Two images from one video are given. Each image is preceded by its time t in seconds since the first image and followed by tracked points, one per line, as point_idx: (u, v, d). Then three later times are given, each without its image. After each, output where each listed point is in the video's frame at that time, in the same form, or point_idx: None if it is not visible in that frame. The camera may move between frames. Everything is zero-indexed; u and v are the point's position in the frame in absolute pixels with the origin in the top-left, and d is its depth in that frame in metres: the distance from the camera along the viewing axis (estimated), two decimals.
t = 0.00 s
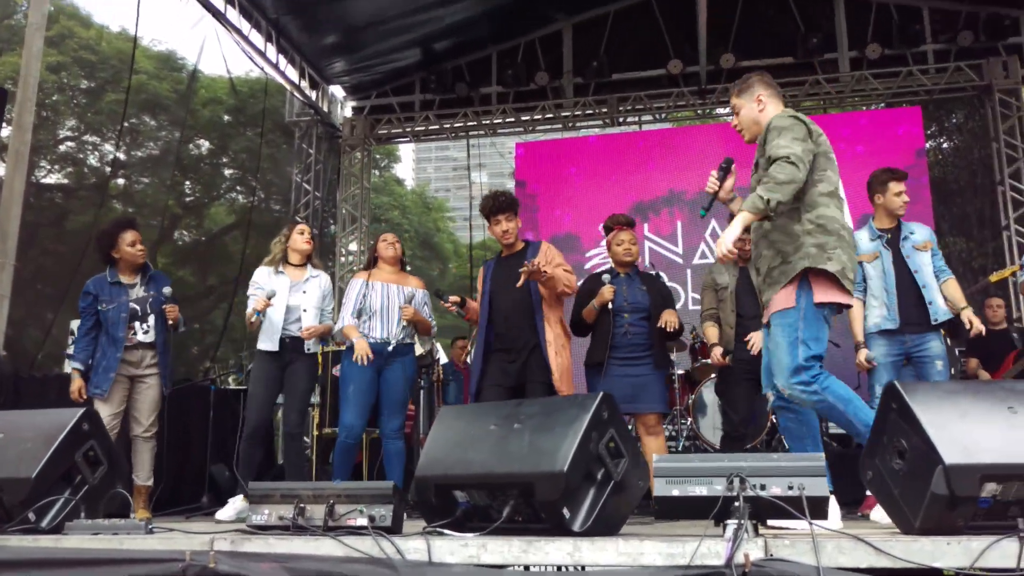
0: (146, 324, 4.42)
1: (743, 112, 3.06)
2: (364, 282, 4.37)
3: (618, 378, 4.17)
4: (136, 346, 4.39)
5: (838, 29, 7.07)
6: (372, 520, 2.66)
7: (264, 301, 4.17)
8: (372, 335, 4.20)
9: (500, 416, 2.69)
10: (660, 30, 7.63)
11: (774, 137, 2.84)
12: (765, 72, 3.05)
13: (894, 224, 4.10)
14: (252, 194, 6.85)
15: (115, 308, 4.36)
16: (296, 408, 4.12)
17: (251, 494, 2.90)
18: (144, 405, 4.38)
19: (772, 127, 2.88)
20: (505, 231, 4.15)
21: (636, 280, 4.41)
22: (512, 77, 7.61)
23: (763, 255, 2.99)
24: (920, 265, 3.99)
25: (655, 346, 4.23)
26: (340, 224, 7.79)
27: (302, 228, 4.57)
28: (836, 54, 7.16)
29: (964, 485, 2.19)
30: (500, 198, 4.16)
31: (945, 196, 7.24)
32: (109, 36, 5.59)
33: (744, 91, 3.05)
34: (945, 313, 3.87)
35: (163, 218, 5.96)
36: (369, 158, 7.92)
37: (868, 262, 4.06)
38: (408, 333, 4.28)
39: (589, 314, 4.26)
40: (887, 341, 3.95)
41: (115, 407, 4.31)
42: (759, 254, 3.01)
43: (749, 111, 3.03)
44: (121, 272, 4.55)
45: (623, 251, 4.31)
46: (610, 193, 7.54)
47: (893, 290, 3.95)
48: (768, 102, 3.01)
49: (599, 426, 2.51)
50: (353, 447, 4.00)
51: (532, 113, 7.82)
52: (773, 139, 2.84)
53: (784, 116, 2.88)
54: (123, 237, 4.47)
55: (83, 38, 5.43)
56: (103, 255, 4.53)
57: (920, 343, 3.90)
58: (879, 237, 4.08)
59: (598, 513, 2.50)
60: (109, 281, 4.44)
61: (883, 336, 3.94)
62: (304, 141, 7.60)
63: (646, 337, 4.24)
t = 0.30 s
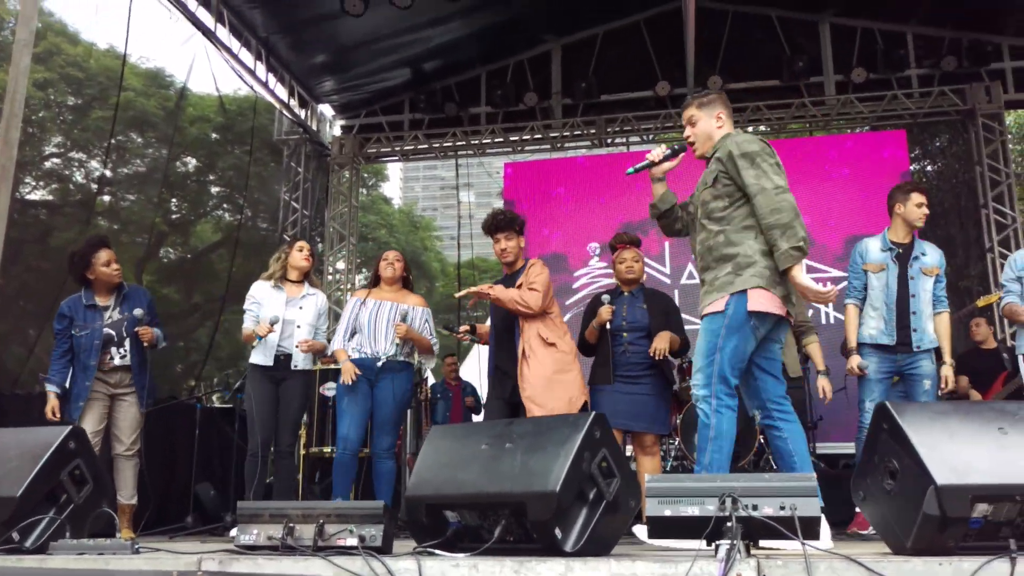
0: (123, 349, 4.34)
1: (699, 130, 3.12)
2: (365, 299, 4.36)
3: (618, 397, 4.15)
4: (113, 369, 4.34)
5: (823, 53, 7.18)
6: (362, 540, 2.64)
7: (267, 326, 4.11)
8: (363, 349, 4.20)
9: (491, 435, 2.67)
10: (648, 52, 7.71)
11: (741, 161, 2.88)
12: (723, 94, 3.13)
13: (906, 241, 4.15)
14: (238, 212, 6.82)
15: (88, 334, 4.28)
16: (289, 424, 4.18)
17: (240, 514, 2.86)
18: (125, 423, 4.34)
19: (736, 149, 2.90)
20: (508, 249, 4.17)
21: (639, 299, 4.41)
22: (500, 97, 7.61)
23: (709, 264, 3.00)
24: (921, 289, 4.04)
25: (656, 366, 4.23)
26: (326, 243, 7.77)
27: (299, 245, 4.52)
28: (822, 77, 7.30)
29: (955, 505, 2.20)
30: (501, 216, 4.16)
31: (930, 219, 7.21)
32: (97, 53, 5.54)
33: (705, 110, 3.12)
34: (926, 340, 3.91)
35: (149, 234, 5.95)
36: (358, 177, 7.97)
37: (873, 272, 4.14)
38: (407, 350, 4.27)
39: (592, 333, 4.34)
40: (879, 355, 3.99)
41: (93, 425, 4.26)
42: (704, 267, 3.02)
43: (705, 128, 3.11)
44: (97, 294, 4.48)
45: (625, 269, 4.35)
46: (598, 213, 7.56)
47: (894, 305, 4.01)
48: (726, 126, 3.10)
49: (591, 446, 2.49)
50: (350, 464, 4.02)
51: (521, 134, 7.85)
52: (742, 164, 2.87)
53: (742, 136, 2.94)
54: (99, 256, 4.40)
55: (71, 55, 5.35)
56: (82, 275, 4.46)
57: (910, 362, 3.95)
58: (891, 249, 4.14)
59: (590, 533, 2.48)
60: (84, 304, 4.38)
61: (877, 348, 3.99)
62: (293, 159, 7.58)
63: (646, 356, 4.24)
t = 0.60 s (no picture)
0: (103, 357, 4.27)
1: (649, 143, 3.10)
2: (359, 312, 4.33)
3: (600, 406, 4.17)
4: (95, 376, 4.28)
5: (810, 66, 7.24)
6: (347, 550, 2.61)
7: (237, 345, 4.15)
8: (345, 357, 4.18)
9: (479, 444, 2.65)
10: (635, 63, 7.73)
11: (699, 185, 2.95)
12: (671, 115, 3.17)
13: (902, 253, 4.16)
14: (224, 220, 6.77)
15: (69, 341, 4.21)
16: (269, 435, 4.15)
17: (222, 524, 2.82)
18: (108, 432, 4.26)
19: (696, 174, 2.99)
20: (497, 255, 4.13)
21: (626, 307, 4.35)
22: (488, 107, 7.62)
23: (643, 276, 3.00)
24: (914, 300, 4.05)
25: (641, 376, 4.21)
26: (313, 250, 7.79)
27: (278, 256, 4.51)
28: (808, 89, 7.32)
29: (944, 515, 2.19)
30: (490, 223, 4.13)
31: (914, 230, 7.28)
32: (83, 60, 5.49)
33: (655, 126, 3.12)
34: (922, 350, 3.94)
35: (134, 242, 5.89)
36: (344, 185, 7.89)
37: (866, 280, 4.15)
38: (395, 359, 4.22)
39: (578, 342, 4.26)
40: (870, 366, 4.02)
41: (75, 432, 4.20)
42: (636, 276, 3.02)
43: (656, 143, 3.11)
44: (80, 300, 4.42)
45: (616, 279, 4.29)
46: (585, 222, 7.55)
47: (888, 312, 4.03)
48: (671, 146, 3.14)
49: (579, 455, 2.48)
50: (330, 472, 3.99)
51: (509, 143, 7.83)
52: (704, 189, 2.93)
53: (700, 163, 3.04)
54: (82, 262, 4.33)
55: (56, 61, 5.31)
56: (66, 281, 4.40)
57: (902, 373, 3.98)
58: (885, 258, 4.15)
59: (578, 543, 2.46)
60: (65, 311, 4.32)
61: (866, 357, 4.03)
62: (280, 167, 7.56)
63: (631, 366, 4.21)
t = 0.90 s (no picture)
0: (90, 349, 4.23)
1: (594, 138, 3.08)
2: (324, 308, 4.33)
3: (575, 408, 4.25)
4: (77, 371, 4.22)
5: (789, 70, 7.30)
6: (322, 550, 2.58)
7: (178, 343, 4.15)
8: (311, 359, 4.16)
9: (457, 444, 2.62)
10: (616, 63, 7.73)
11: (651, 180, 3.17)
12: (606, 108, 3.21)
13: (883, 253, 4.18)
14: (201, 217, 6.70)
15: (65, 326, 4.23)
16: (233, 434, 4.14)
17: (194, 523, 2.78)
18: (85, 433, 4.20)
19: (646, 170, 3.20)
20: (465, 253, 4.15)
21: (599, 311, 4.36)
22: (468, 106, 7.66)
23: (600, 266, 3.09)
24: (891, 301, 4.07)
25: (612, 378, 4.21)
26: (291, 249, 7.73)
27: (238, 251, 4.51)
28: (787, 92, 7.37)
29: (920, 515, 2.20)
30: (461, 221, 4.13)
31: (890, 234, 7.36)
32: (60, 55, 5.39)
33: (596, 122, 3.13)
34: (897, 354, 3.95)
35: (108, 238, 5.81)
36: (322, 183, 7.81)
37: (844, 282, 4.19)
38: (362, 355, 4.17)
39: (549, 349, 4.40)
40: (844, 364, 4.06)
41: (48, 433, 4.11)
42: (593, 265, 3.11)
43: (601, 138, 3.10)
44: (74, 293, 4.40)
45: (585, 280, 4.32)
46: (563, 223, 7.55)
47: (862, 314, 4.07)
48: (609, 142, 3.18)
49: (557, 454, 2.46)
50: (299, 477, 3.98)
51: (489, 142, 7.81)
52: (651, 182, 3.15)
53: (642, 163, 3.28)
54: (79, 257, 4.30)
55: (30, 55, 5.23)
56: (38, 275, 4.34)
57: (877, 374, 4.00)
58: (863, 259, 4.19)
59: (555, 542, 2.45)
60: (61, 299, 4.32)
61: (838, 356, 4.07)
62: (257, 164, 7.49)
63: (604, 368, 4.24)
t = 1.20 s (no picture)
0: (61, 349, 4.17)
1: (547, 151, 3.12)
2: (269, 307, 4.28)
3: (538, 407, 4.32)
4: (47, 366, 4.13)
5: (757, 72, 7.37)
6: (283, 547, 2.54)
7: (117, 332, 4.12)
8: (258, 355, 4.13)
9: (422, 440, 2.60)
10: (585, 61, 7.75)
11: (606, 203, 3.19)
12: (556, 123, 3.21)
13: (844, 254, 4.25)
14: (165, 211, 6.59)
15: (39, 321, 4.15)
16: (171, 428, 4.04)
17: (153, 520, 2.73)
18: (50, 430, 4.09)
19: (601, 192, 3.22)
20: (412, 249, 4.11)
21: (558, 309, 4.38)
22: (438, 102, 7.60)
23: (562, 281, 3.07)
24: (851, 301, 4.13)
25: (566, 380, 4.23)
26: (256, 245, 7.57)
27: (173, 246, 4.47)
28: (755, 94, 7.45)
29: (881, 512, 2.22)
30: (410, 218, 4.13)
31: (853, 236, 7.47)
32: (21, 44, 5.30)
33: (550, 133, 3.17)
34: (859, 354, 4.00)
35: (71, 231, 5.69)
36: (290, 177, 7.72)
37: (805, 284, 4.25)
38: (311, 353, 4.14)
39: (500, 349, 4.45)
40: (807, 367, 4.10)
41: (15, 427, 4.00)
42: (554, 280, 3.08)
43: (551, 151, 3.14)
44: (48, 290, 4.29)
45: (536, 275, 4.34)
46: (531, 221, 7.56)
47: (823, 314, 4.14)
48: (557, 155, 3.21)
49: (523, 451, 2.45)
50: (262, 476, 3.97)
51: (458, 138, 7.83)
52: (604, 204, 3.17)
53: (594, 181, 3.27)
54: (55, 255, 4.22)
55: None
56: None
57: (839, 374, 4.05)
58: (823, 262, 4.25)
59: (519, 539, 2.44)
60: (34, 295, 4.23)
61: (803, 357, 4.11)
62: (224, 157, 7.39)
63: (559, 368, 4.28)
